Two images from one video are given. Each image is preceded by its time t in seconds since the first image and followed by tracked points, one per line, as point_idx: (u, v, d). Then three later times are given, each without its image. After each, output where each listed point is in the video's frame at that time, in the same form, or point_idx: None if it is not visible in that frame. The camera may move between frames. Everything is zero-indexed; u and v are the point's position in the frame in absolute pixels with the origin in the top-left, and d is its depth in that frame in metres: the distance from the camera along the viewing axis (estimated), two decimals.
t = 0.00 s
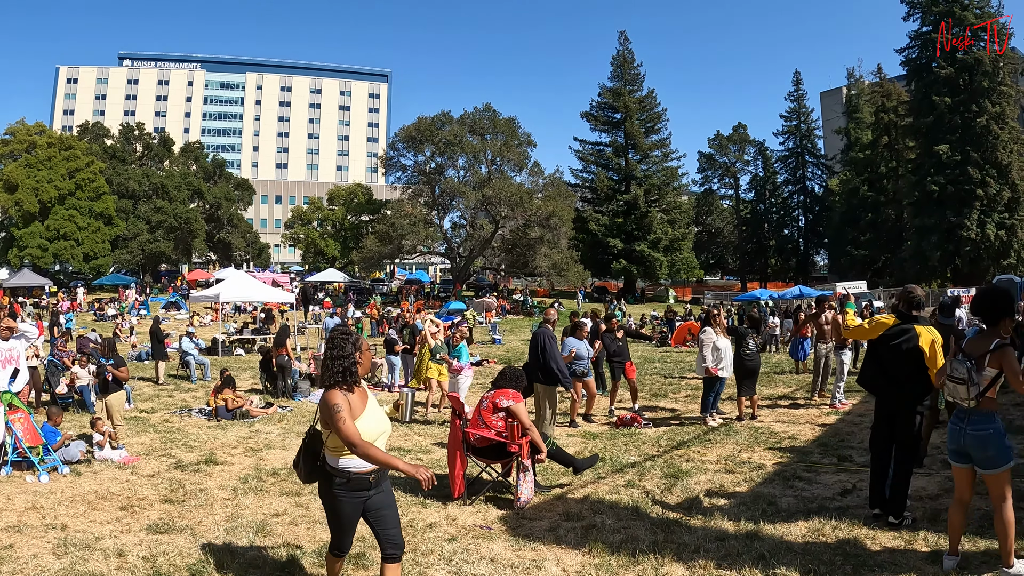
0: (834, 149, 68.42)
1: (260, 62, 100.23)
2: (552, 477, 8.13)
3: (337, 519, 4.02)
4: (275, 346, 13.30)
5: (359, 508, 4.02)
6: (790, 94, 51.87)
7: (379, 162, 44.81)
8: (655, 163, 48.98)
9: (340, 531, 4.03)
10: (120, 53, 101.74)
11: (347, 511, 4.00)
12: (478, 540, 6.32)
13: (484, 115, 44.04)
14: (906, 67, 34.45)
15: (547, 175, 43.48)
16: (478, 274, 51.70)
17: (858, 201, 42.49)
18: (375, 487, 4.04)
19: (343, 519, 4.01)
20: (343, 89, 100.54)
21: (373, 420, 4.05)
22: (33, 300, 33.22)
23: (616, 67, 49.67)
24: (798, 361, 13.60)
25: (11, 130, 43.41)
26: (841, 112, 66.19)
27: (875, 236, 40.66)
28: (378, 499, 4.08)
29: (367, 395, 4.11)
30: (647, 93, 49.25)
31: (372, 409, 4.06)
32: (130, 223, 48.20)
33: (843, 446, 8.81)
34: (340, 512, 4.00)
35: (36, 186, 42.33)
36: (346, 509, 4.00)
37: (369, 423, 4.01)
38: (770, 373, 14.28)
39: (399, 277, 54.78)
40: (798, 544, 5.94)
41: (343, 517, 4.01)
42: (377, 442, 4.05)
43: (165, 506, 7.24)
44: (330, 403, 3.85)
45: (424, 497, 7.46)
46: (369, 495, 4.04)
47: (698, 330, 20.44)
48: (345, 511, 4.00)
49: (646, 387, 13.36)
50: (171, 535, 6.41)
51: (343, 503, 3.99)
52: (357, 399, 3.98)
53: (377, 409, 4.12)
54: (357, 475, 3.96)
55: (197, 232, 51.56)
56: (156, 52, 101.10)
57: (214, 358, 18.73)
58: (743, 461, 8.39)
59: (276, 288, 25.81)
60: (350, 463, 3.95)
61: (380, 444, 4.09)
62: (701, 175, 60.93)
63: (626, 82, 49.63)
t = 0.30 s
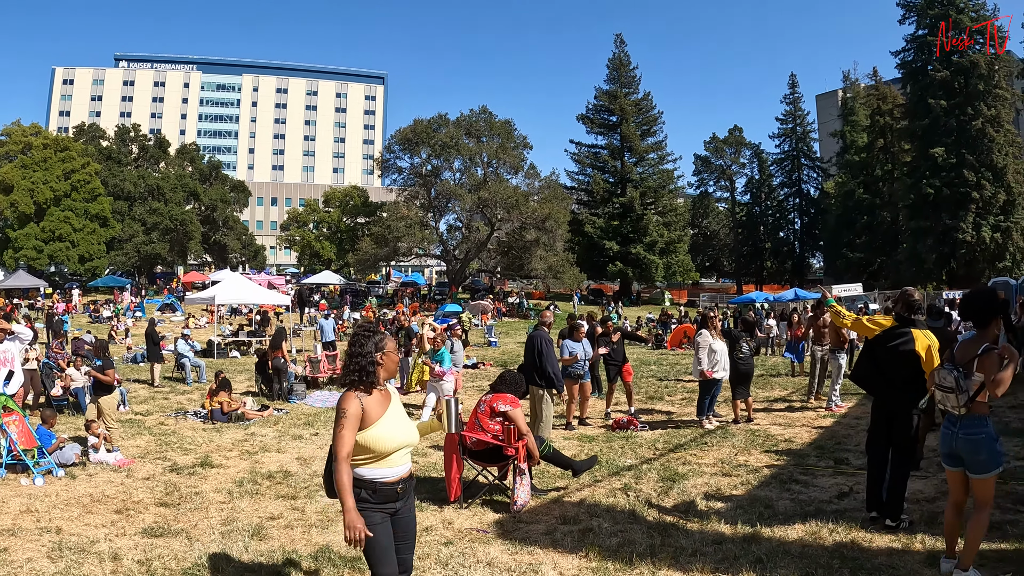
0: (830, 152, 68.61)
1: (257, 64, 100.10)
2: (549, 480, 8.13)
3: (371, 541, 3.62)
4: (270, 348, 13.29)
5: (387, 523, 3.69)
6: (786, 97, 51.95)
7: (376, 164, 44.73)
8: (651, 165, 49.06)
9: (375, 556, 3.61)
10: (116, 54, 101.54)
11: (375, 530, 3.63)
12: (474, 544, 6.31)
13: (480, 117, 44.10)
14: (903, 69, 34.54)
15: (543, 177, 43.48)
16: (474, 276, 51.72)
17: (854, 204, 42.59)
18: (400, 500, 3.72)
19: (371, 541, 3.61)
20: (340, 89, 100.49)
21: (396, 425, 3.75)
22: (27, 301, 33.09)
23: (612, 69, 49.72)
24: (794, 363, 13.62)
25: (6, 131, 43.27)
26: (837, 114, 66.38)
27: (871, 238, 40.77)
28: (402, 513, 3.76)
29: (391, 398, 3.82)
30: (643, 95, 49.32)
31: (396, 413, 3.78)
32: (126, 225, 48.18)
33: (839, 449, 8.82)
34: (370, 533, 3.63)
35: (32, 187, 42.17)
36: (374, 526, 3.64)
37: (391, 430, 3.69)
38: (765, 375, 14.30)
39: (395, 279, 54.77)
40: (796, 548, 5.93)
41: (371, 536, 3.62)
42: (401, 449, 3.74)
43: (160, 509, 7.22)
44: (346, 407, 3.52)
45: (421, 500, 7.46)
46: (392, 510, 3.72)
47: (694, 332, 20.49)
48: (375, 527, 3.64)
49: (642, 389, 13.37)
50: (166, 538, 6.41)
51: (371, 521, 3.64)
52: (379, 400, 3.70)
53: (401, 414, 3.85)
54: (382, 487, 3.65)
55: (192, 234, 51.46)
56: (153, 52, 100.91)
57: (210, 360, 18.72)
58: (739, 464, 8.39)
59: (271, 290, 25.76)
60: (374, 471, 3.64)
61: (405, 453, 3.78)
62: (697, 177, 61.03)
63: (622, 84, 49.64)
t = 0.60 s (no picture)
0: (823, 153, 68.87)
1: (253, 63, 99.96)
2: (540, 481, 8.15)
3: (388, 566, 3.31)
4: (262, 348, 13.28)
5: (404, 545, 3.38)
6: (779, 99, 52.10)
7: (369, 164, 44.63)
8: (644, 166, 49.16)
9: None
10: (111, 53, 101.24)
11: (394, 555, 3.33)
12: (464, 545, 6.31)
13: (473, 118, 44.09)
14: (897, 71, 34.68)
15: (536, 178, 43.53)
16: (467, 277, 51.70)
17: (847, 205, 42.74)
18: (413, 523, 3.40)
19: (388, 566, 3.32)
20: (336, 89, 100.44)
21: (417, 443, 3.41)
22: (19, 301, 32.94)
23: (606, 70, 49.78)
24: (785, 365, 13.65)
25: None
26: (829, 116, 66.65)
27: (863, 240, 40.93)
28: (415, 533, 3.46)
29: (413, 412, 3.48)
30: (636, 96, 49.41)
31: (416, 429, 3.42)
32: (119, 225, 48.08)
33: (830, 450, 8.85)
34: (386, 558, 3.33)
35: (24, 186, 41.97)
36: (393, 550, 3.34)
37: (411, 449, 3.34)
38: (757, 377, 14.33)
39: (388, 279, 54.75)
40: (785, 549, 5.95)
41: (390, 562, 3.32)
42: (422, 470, 3.41)
43: (150, 510, 7.21)
44: (356, 424, 3.20)
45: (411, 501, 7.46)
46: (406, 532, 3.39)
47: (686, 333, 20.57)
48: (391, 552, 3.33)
49: (634, 390, 13.39)
50: (156, 539, 6.40)
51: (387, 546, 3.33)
52: (399, 417, 3.35)
53: (425, 430, 3.52)
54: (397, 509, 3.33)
55: (184, 233, 51.35)
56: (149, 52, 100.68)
57: (202, 360, 18.70)
58: (730, 465, 8.42)
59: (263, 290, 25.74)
60: (394, 494, 3.31)
61: (427, 472, 3.45)
62: (690, 179, 61.14)
63: (615, 85, 49.73)
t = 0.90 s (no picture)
0: (815, 153, 69.11)
1: (248, 62, 99.76)
2: (530, 482, 8.15)
3: None
4: (254, 348, 13.27)
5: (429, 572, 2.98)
6: (772, 98, 52.19)
7: (362, 163, 44.53)
8: (636, 166, 49.19)
9: None
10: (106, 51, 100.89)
11: None
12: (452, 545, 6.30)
13: (466, 117, 44.04)
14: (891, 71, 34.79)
15: (529, 177, 43.58)
16: (459, 275, 51.72)
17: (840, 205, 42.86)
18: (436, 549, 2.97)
19: None
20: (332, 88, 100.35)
21: (448, 456, 2.98)
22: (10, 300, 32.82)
23: (599, 69, 49.82)
24: (777, 365, 13.69)
25: None
26: (822, 116, 66.86)
27: (856, 240, 41.10)
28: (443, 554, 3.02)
29: (442, 419, 3.05)
30: (629, 96, 49.45)
31: (444, 439, 2.99)
32: (111, 223, 48.00)
33: (820, 450, 8.88)
34: None
35: (15, 184, 41.83)
36: None
37: (435, 462, 2.92)
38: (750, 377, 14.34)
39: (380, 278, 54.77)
40: (773, 550, 5.98)
41: None
42: (448, 486, 2.98)
43: (141, 511, 7.20)
44: (373, 436, 2.83)
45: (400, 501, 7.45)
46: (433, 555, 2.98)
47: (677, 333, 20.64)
48: None
49: (626, 390, 13.41)
50: (146, 540, 6.38)
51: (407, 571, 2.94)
52: (421, 425, 2.94)
53: (458, 439, 3.09)
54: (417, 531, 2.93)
55: (177, 232, 51.17)
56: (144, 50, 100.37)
57: (193, 359, 18.69)
58: (720, 466, 8.44)
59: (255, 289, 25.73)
60: (413, 513, 2.92)
61: (454, 490, 3.03)
62: (683, 178, 61.26)
63: (608, 84, 49.78)
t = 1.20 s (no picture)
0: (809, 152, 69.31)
1: (243, 60, 99.51)
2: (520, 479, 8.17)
3: None
4: (246, 346, 13.26)
5: None
6: (765, 97, 52.28)
7: (355, 160, 44.46)
8: (630, 164, 49.20)
9: None
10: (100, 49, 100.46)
11: None
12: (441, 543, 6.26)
13: (459, 115, 44.01)
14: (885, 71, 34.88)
15: (522, 175, 43.59)
16: (453, 274, 51.73)
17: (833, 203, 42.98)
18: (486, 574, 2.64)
19: None
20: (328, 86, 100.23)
21: (498, 471, 2.65)
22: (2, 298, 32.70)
23: (592, 68, 49.85)
24: (770, 363, 13.72)
25: None
26: (816, 115, 67.04)
27: (849, 238, 41.25)
28: None
29: (487, 430, 2.73)
30: (622, 94, 49.46)
31: (493, 453, 2.65)
32: (104, 221, 47.85)
33: (811, 448, 8.91)
34: None
35: (8, 182, 41.70)
36: None
37: (486, 479, 2.58)
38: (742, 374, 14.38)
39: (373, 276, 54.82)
40: (761, 546, 6.00)
41: None
42: (499, 506, 2.64)
43: (130, 508, 7.19)
44: (420, 447, 2.46)
45: (390, 498, 7.45)
46: None
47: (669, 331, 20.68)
48: None
49: (618, 387, 13.45)
50: (135, 537, 6.37)
51: None
52: (469, 436, 2.59)
53: (505, 453, 2.76)
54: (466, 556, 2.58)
55: (170, 230, 50.87)
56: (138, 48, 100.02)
57: (185, 357, 18.66)
58: (711, 463, 8.46)
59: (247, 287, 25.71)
60: (460, 537, 2.57)
61: (504, 510, 2.68)
62: (676, 176, 61.39)
63: (601, 83, 49.82)
